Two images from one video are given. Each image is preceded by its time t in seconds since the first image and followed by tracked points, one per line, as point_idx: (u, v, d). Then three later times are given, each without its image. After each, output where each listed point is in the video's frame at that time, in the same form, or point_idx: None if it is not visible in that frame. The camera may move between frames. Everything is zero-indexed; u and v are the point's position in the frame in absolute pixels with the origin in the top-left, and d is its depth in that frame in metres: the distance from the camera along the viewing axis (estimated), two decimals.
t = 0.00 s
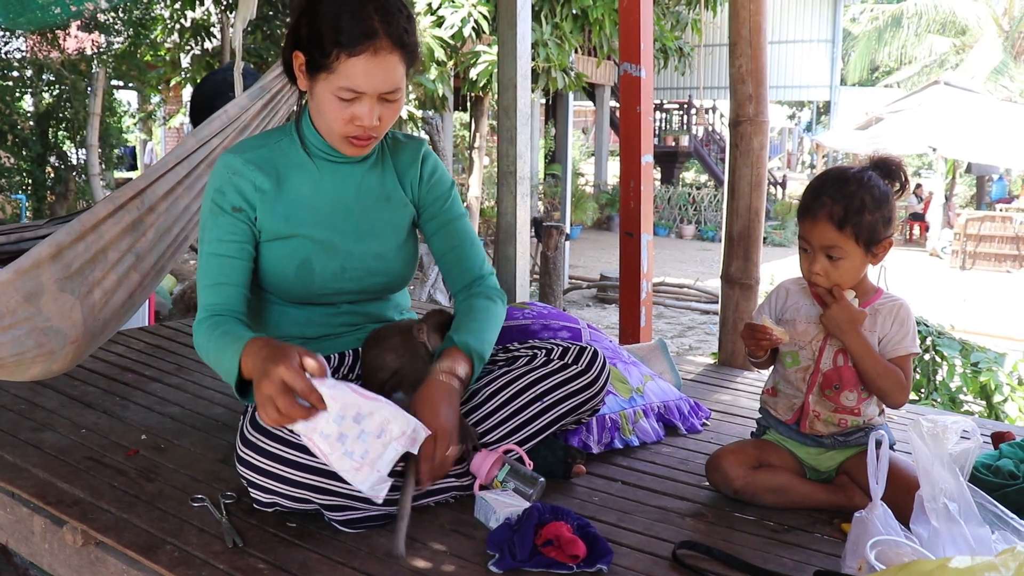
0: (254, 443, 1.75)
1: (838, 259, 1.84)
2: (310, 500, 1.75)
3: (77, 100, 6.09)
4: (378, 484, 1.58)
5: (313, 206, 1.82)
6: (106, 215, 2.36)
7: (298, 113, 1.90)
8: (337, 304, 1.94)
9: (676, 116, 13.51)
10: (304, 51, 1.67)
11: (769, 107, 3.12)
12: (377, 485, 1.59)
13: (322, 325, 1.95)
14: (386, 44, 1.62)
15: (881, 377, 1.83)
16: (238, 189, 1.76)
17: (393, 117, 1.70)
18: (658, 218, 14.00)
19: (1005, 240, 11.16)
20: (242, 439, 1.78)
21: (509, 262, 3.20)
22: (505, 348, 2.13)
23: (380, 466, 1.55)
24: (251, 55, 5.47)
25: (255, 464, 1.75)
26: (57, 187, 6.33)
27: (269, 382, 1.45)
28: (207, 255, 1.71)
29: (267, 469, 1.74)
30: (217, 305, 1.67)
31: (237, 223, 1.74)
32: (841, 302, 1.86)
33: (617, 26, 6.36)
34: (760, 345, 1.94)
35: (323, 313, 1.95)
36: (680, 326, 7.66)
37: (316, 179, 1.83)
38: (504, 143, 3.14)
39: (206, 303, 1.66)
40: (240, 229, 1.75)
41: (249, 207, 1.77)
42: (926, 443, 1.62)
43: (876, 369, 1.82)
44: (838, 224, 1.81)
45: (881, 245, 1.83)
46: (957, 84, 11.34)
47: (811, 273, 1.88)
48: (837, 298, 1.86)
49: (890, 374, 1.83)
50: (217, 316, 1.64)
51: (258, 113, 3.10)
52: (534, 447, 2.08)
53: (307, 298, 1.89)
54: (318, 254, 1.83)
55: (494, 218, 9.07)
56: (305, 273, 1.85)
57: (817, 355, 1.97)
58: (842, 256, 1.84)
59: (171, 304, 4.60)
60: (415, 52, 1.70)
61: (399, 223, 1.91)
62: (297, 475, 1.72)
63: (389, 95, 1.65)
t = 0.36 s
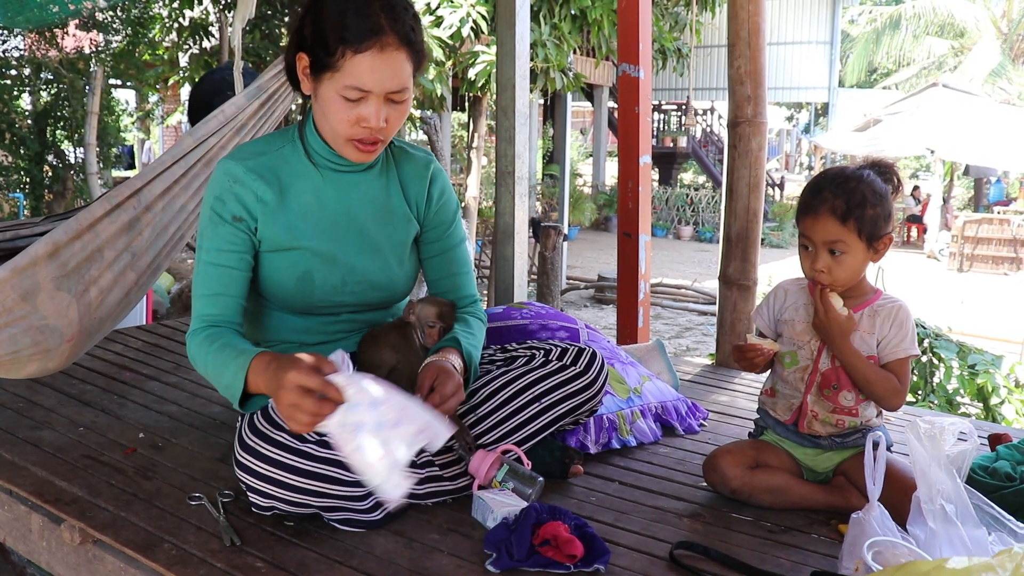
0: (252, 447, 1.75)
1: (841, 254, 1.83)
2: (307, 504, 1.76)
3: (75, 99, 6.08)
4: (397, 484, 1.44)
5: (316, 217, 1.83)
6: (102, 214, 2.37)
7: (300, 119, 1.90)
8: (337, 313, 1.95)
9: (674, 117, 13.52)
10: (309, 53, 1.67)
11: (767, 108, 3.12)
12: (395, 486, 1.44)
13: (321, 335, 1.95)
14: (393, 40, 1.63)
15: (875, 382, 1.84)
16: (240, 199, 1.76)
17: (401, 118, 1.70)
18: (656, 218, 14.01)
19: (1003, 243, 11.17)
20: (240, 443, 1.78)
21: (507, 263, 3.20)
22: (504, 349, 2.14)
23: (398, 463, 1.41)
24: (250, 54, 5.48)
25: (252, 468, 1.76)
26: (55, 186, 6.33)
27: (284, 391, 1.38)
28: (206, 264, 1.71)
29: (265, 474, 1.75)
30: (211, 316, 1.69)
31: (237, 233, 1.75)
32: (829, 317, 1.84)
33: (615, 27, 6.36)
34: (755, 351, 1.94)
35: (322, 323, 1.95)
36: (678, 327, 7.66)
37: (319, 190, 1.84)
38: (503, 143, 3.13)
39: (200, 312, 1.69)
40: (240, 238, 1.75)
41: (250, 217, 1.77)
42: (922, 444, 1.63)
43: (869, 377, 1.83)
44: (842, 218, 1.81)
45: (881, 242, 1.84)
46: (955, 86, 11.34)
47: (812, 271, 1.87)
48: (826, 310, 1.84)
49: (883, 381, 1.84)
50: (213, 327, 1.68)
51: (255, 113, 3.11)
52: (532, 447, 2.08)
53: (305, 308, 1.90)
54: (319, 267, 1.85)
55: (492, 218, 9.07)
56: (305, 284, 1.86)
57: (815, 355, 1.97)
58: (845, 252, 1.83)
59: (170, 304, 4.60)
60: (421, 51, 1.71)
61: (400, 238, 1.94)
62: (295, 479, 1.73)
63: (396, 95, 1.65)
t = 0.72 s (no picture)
0: (252, 446, 1.76)
1: (847, 253, 1.83)
2: (307, 503, 1.75)
3: (75, 99, 6.07)
4: (473, 450, 1.76)
5: (321, 214, 1.83)
6: (110, 212, 2.35)
7: (305, 115, 1.89)
8: (338, 312, 1.96)
9: (673, 117, 13.53)
10: (320, 52, 1.67)
11: (767, 108, 3.12)
12: (470, 451, 1.76)
13: (320, 333, 1.95)
14: (406, 35, 1.64)
15: (869, 377, 1.83)
16: (245, 192, 1.75)
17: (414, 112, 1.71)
18: (656, 218, 14.01)
19: (1003, 243, 11.17)
20: (240, 443, 1.78)
21: (506, 263, 3.20)
22: (504, 349, 2.15)
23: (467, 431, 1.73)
24: (250, 54, 5.47)
25: (251, 467, 1.76)
26: (54, 186, 6.33)
27: (352, 368, 1.57)
28: (205, 254, 1.71)
29: (265, 473, 1.74)
30: (207, 306, 1.70)
31: (240, 227, 1.74)
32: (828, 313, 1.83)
33: (615, 26, 6.35)
34: (752, 352, 1.94)
35: (323, 321, 1.94)
36: (677, 327, 7.66)
37: (325, 187, 1.84)
38: (502, 143, 3.13)
39: (191, 300, 1.70)
40: (243, 232, 1.74)
41: (254, 211, 1.76)
42: (922, 444, 1.63)
43: (865, 371, 1.83)
44: (848, 217, 1.81)
45: (885, 238, 1.84)
46: (955, 86, 11.34)
47: (819, 272, 1.86)
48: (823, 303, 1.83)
49: (877, 374, 1.83)
50: (208, 316, 1.69)
51: (261, 111, 3.13)
52: (532, 447, 2.08)
53: (305, 305, 1.90)
54: (322, 264, 1.85)
55: (491, 218, 9.07)
56: (308, 281, 1.86)
57: (814, 355, 1.97)
58: (852, 251, 1.83)
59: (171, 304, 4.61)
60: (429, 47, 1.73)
61: (403, 237, 1.95)
62: (294, 478, 1.73)
63: (410, 88, 1.66)
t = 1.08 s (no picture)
0: (247, 443, 1.76)
1: (845, 256, 1.84)
2: (301, 500, 1.75)
3: (71, 95, 6.06)
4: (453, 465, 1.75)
5: (319, 212, 1.83)
6: (113, 204, 2.35)
7: (301, 115, 1.89)
8: (333, 312, 1.96)
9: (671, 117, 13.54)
10: (343, 44, 1.72)
11: (765, 109, 3.13)
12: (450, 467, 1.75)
13: (317, 332, 1.95)
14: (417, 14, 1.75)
15: (865, 374, 1.83)
16: (243, 191, 1.75)
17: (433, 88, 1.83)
18: (654, 219, 14.02)
19: (999, 246, 11.19)
20: (235, 439, 1.78)
21: (503, 261, 3.20)
22: (499, 347, 2.15)
23: (455, 447, 1.75)
24: (248, 51, 5.47)
25: (246, 463, 1.76)
26: (51, 182, 6.33)
27: (358, 375, 1.58)
28: (203, 255, 1.71)
29: (259, 469, 1.75)
30: (205, 307, 1.70)
31: (239, 226, 1.74)
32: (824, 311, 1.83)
33: (613, 27, 6.34)
34: (748, 353, 1.95)
35: (320, 320, 1.94)
36: (674, 327, 7.68)
37: (324, 185, 1.84)
38: (500, 142, 3.13)
39: (191, 302, 1.69)
40: (241, 231, 1.74)
41: (253, 210, 1.76)
42: (916, 446, 1.63)
43: (862, 368, 1.83)
44: (845, 221, 1.82)
45: (882, 241, 1.84)
46: (953, 89, 11.35)
47: (816, 274, 1.87)
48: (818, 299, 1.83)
49: (873, 373, 1.83)
50: (208, 317, 1.69)
51: (266, 105, 3.11)
52: (527, 446, 2.08)
53: (302, 304, 1.90)
54: (319, 263, 1.85)
55: (488, 217, 9.07)
56: (305, 280, 1.86)
57: (809, 355, 1.98)
58: (849, 254, 1.83)
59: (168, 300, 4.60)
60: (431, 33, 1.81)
61: (400, 235, 1.96)
62: (288, 475, 1.73)
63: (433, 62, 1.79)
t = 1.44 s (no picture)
0: (245, 435, 1.76)
1: (841, 252, 1.84)
2: (299, 493, 1.75)
3: (69, 88, 6.06)
4: (466, 454, 1.72)
5: (318, 208, 1.83)
6: (110, 198, 2.34)
7: (301, 111, 1.90)
8: (334, 309, 1.95)
9: (670, 113, 13.54)
10: (347, 38, 1.71)
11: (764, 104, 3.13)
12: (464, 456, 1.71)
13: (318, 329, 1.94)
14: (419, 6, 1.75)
15: (867, 366, 1.83)
16: (242, 188, 1.75)
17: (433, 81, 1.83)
18: (652, 214, 14.02)
19: (997, 243, 11.21)
20: (233, 432, 1.79)
21: (501, 256, 3.20)
22: (497, 342, 2.15)
23: (466, 436, 1.69)
24: (246, 46, 5.46)
25: (244, 456, 1.76)
26: (49, 176, 6.33)
27: (355, 374, 1.59)
28: (204, 253, 1.72)
29: (257, 462, 1.75)
30: (207, 306, 1.71)
31: (238, 224, 1.75)
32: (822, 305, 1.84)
33: (612, 21, 6.33)
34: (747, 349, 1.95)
35: (320, 317, 1.94)
36: (672, 323, 7.69)
37: (322, 181, 1.84)
38: (498, 136, 3.12)
39: (195, 302, 1.71)
40: (240, 230, 1.75)
41: (252, 208, 1.77)
42: (914, 441, 1.63)
43: (864, 361, 1.83)
44: (842, 217, 1.82)
45: (879, 237, 1.84)
46: (952, 85, 11.34)
47: (812, 270, 1.87)
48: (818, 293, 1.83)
49: (875, 366, 1.83)
50: (212, 317, 1.71)
51: (264, 99, 3.11)
52: (524, 441, 2.08)
53: (302, 301, 1.89)
54: (318, 259, 1.85)
55: (487, 212, 9.07)
56: (305, 277, 1.86)
57: (808, 350, 1.98)
58: (845, 250, 1.84)
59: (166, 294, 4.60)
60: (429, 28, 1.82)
61: (399, 231, 1.95)
62: (286, 468, 1.73)
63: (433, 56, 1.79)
